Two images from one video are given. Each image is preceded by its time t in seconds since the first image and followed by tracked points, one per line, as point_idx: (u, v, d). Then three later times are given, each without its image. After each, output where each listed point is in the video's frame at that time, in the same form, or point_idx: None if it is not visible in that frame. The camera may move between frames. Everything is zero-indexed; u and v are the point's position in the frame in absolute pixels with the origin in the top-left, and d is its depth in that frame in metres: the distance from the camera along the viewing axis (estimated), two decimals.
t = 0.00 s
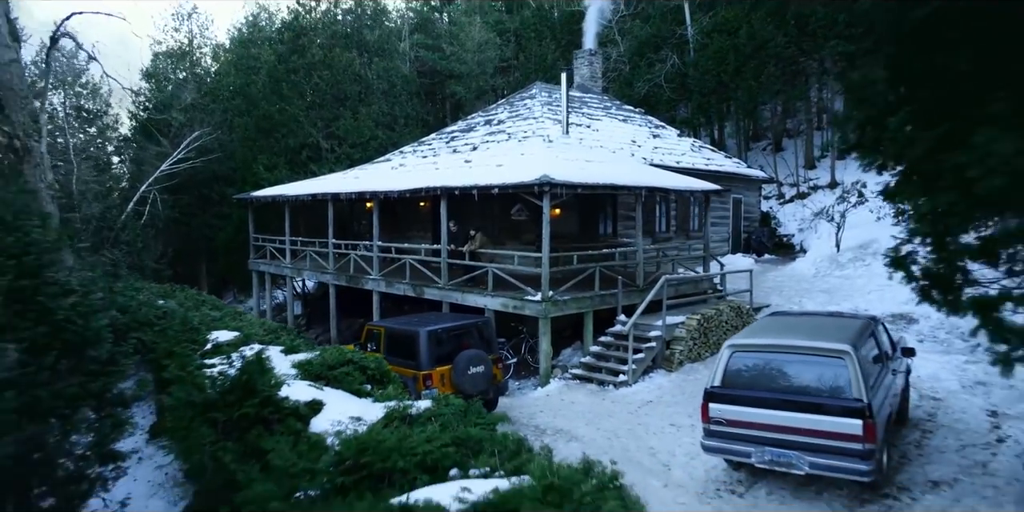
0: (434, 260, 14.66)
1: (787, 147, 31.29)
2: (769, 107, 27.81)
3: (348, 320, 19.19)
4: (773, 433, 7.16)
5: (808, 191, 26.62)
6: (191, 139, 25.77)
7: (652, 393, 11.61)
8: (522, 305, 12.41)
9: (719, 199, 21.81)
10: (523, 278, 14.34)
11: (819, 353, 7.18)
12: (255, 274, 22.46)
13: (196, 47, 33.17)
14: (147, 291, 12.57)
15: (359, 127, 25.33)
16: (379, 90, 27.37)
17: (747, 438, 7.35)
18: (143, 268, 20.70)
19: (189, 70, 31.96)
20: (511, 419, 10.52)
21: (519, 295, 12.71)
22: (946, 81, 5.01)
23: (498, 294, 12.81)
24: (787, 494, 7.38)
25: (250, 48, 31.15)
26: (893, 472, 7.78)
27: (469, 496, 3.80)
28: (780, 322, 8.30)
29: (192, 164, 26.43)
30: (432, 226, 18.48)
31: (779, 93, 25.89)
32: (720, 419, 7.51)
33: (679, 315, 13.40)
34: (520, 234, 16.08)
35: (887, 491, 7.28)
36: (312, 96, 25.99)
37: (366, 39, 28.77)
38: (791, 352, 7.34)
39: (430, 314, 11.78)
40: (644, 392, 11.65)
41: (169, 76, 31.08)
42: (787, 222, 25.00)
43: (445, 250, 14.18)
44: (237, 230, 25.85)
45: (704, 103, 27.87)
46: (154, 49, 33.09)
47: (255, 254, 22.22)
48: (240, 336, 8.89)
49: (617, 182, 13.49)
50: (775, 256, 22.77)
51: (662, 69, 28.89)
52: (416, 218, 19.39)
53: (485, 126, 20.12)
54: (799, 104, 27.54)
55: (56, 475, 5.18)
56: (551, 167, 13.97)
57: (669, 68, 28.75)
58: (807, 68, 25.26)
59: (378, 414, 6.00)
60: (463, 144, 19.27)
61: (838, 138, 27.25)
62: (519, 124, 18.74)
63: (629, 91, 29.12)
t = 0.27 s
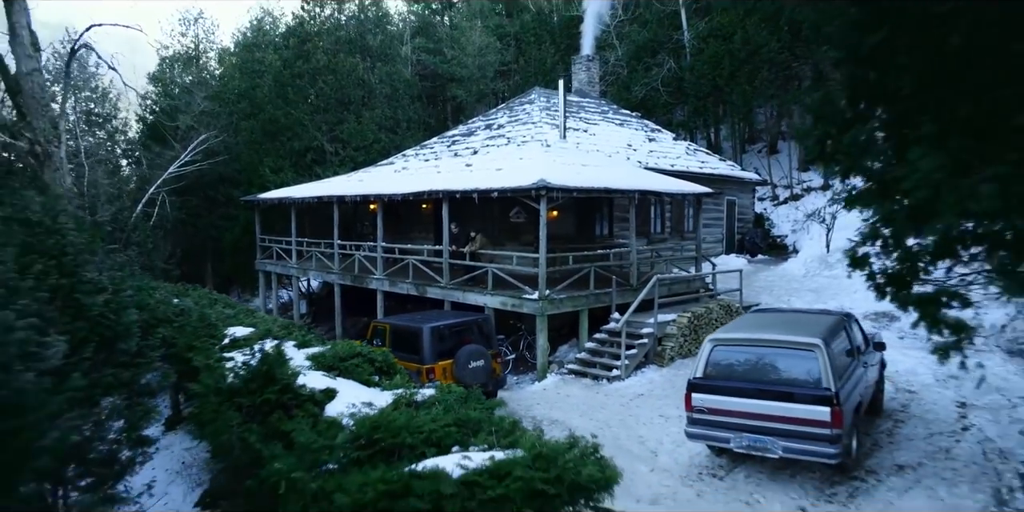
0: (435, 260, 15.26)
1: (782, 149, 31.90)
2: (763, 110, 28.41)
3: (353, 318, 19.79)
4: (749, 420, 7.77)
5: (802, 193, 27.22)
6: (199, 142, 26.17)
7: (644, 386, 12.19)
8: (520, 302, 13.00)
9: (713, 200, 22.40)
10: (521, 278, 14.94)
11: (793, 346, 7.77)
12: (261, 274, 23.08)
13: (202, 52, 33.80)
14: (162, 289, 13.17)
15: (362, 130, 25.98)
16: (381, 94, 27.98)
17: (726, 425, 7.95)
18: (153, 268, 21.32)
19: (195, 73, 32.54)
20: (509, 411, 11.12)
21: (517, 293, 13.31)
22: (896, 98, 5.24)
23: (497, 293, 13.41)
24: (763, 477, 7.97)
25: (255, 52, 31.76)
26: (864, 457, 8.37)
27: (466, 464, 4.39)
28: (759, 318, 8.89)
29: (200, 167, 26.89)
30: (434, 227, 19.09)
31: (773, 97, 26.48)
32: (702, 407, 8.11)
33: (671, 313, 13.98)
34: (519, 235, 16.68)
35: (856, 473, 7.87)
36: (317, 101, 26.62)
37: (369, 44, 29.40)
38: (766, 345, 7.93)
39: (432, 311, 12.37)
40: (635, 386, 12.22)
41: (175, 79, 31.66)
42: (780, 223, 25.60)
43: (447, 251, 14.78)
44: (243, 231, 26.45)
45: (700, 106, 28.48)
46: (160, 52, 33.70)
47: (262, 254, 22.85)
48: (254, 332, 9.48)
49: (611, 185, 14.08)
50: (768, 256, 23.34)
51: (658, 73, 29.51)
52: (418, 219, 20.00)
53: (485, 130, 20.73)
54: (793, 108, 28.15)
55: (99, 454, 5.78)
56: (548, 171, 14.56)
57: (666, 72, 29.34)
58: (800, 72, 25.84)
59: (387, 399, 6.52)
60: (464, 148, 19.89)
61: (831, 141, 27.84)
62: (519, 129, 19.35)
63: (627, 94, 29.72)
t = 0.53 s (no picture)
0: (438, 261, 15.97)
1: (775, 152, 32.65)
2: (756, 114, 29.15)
3: (358, 316, 20.48)
4: (725, 406, 8.50)
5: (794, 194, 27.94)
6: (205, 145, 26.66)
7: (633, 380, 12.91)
8: (517, 300, 13.73)
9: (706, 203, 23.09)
10: (519, 277, 15.65)
11: (765, 338, 8.50)
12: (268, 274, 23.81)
13: (209, 57, 34.58)
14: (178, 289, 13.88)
15: (365, 135, 26.79)
16: (384, 99, 28.75)
17: (704, 411, 8.68)
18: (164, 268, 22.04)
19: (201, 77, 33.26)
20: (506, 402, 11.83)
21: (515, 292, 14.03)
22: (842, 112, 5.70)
23: (495, 292, 14.13)
24: (738, 460, 8.68)
25: (261, 56, 32.51)
26: (832, 442, 9.09)
27: (465, 435, 5.13)
28: (736, 314, 9.62)
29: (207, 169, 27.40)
30: (436, 228, 19.82)
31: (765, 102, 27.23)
32: (681, 395, 8.84)
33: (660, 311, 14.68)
34: (517, 236, 17.39)
35: (823, 456, 8.59)
36: (322, 106, 27.43)
37: (372, 49, 30.16)
38: (741, 338, 8.68)
39: (434, 309, 13.09)
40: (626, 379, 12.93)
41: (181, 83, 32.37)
42: (772, 224, 26.30)
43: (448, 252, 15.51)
44: (250, 232, 27.15)
45: (694, 111, 29.20)
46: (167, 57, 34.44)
47: (269, 255, 23.62)
48: (268, 328, 10.22)
49: (604, 189, 14.82)
50: (760, 256, 24.04)
51: (654, 78, 30.23)
52: (420, 221, 20.74)
53: (485, 135, 21.48)
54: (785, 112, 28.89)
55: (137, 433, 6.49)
56: (543, 176, 15.32)
57: (662, 77, 30.06)
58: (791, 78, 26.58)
59: (393, 384, 7.29)
60: (464, 153, 20.64)
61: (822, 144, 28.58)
62: (517, 134, 20.10)
63: (623, 99, 30.45)
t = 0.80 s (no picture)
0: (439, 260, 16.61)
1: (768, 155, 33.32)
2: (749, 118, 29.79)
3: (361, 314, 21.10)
4: (705, 395, 9.14)
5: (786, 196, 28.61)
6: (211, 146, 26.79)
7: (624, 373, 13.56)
8: (514, 298, 14.37)
9: (699, 204, 23.74)
10: (516, 276, 16.29)
11: (742, 332, 9.14)
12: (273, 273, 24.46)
13: (213, 61, 35.21)
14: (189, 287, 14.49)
15: (368, 138, 27.46)
16: (385, 103, 29.42)
17: (685, 399, 9.32)
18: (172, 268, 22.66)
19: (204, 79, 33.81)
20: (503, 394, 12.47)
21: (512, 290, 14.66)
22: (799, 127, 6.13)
23: (494, 290, 14.77)
24: (717, 445, 9.30)
25: (264, 60, 33.14)
26: (806, 429, 9.73)
27: (466, 413, 5.76)
28: (718, 310, 10.24)
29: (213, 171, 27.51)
30: (437, 229, 20.47)
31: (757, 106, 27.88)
32: (665, 386, 9.46)
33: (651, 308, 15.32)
34: (514, 237, 18.03)
35: (796, 442, 9.22)
36: (325, 110, 28.17)
37: (373, 54, 30.80)
38: (720, 332, 9.31)
39: (435, 306, 13.72)
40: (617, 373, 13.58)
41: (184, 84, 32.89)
42: (764, 225, 26.97)
43: (448, 252, 16.14)
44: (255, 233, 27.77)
45: (689, 114, 29.83)
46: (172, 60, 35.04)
47: (274, 255, 24.27)
48: (277, 324, 10.84)
49: (597, 192, 15.48)
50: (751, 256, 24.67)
51: (650, 82, 30.85)
52: (421, 222, 21.39)
53: (484, 138, 22.13)
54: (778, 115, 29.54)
55: (164, 417, 7.10)
56: (539, 179, 15.99)
57: (658, 81, 30.68)
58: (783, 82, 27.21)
59: (396, 373, 7.91)
60: (464, 156, 21.29)
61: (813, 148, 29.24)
62: (515, 138, 20.75)
63: (620, 102, 31.06)
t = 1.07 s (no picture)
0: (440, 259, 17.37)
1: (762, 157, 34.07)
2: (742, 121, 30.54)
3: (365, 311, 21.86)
4: (686, 382, 9.89)
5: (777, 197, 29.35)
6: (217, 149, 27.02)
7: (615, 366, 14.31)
8: (512, 295, 15.12)
9: (692, 205, 24.50)
10: (513, 274, 17.05)
11: (720, 324, 9.90)
12: (279, 272, 25.24)
13: (220, 65, 35.98)
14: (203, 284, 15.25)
15: (371, 141, 28.37)
16: (388, 107, 30.21)
17: (667, 386, 10.06)
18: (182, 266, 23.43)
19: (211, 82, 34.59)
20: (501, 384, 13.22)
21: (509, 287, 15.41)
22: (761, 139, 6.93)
23: (492, 287, 15.52)
24: (697, 429, 10.05)
25: (269, 63, 33.88)
26: (781, 415, 10.46)
27: (462, 392, 6.48)
28: (700, 305, 10.99)
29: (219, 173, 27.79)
30: (438, 229, 21.23)
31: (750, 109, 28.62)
32: (650, 374, 10.21)
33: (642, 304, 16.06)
34: (512, 236, 18.79)
35: (770, 426, 9.96)
36: (330, 114, 28.96)
37: (376, 59, 31.56)
38: (700, 324, 10.06)
39: (435, 302, 14.46)
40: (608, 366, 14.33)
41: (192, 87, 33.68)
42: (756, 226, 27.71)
43: (449, 251, 16.90)
44: (261, 233, 28.52)
45: (684, 117, 30.58)
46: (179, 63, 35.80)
47: (280, 254, 25.05)
48: (289, 318, 11.60)
49: (591, 194, 16.25)
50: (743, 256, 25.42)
51: (646, 86, 31.57)
52: (423, 222, 22.16)
53: (484, 142, 22.90)
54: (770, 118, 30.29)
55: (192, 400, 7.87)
56: (536, 182, 16.75)
57: (653, 85, 31.40)
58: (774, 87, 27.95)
59: (400, 360, 8.66)
60: (464, 159, 22.05)
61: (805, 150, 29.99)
62: (513, 142, 21.52)
63: (616, 105, 31.81)
